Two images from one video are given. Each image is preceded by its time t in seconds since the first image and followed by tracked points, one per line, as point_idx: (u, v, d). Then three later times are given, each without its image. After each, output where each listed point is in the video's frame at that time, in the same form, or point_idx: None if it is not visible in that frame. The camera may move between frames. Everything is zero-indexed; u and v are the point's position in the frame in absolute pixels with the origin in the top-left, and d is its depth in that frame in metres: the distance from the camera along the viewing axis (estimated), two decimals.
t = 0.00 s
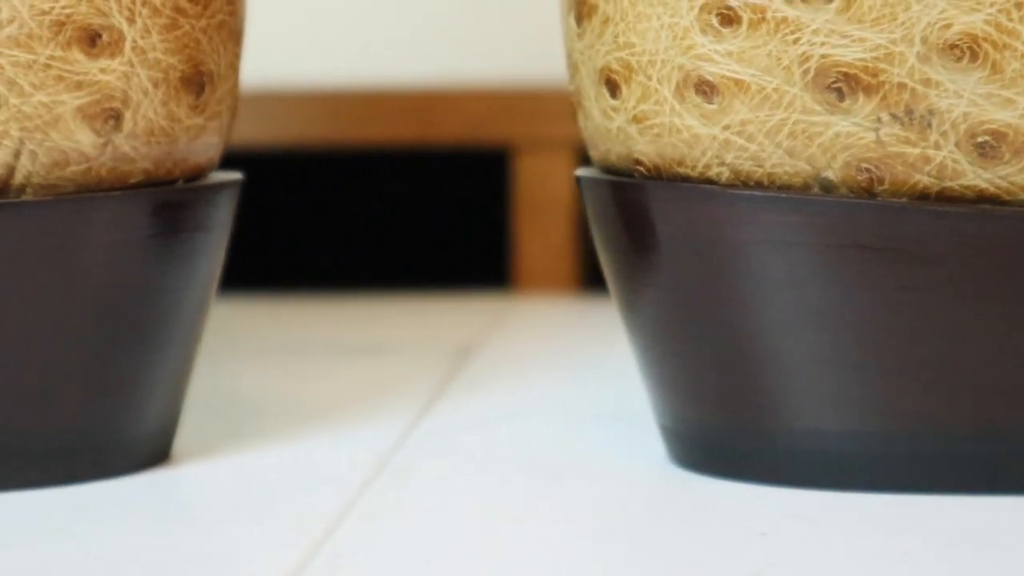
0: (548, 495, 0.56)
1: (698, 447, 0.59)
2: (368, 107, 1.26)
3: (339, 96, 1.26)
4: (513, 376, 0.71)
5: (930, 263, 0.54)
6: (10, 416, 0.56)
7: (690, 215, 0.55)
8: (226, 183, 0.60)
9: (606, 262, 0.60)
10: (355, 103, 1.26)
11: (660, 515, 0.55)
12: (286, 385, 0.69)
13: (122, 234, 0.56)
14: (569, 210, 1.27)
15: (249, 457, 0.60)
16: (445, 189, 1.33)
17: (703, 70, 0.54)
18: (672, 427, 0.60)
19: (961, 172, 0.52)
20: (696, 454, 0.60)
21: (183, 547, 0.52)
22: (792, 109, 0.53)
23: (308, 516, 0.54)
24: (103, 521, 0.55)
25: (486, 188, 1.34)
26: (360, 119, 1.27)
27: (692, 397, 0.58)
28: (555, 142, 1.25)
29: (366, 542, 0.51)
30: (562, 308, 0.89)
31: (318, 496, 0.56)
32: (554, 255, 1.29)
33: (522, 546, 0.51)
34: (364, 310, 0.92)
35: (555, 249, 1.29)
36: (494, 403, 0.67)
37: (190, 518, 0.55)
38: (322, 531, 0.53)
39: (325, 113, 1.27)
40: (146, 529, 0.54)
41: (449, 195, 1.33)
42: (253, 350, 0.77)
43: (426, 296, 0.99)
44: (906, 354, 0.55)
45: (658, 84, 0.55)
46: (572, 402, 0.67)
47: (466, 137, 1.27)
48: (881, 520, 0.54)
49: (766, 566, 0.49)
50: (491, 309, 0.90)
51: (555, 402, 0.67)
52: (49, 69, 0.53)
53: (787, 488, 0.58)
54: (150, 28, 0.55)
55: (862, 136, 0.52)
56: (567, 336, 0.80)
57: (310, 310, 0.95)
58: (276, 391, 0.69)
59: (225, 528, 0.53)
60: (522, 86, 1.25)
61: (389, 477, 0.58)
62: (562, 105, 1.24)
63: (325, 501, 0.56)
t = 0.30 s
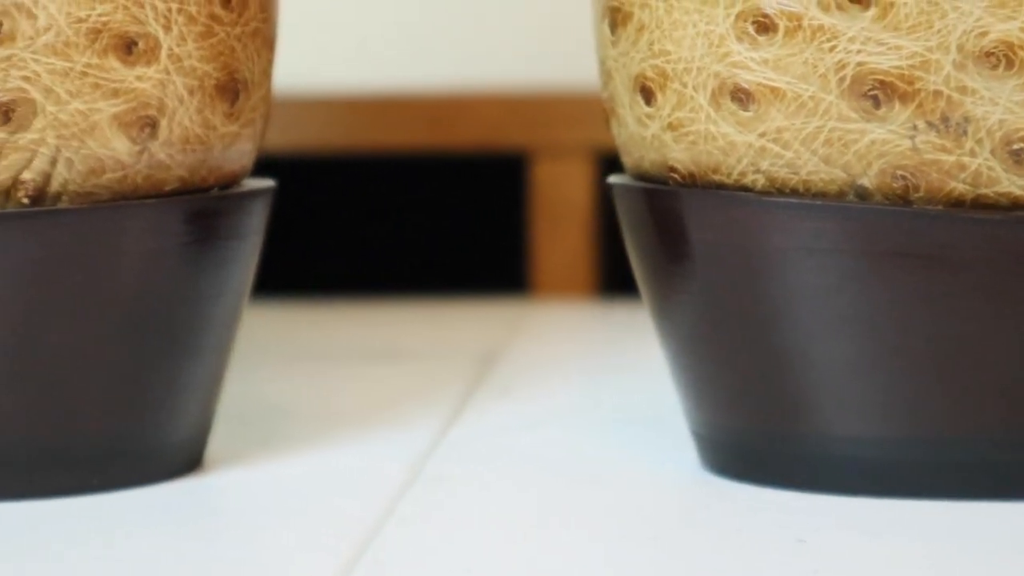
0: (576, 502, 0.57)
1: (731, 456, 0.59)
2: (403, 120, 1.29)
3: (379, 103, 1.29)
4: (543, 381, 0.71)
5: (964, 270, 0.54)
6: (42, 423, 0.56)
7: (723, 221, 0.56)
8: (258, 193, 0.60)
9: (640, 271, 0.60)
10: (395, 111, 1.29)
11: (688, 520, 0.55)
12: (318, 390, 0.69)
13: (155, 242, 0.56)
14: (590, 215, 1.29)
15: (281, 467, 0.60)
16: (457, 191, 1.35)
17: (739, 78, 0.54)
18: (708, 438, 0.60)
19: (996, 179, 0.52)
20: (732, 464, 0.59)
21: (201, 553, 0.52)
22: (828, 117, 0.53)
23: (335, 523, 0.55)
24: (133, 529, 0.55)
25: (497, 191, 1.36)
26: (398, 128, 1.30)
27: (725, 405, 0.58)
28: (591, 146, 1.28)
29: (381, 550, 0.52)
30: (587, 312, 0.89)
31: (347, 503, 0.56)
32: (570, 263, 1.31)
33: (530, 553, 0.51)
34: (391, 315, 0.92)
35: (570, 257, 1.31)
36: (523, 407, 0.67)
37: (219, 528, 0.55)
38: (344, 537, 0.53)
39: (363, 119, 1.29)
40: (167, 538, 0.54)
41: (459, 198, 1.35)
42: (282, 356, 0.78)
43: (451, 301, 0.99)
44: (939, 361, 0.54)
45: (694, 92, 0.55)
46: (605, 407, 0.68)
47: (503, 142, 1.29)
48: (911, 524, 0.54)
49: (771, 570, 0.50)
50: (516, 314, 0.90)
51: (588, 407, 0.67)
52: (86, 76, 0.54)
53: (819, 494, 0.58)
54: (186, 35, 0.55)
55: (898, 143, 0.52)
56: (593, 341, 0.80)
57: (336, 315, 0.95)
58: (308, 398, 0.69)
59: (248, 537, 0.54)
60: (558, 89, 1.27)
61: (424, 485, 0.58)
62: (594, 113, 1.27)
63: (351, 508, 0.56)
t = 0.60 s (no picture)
0: (603, 505, 0.57)
1: (767, 458, 0.59)
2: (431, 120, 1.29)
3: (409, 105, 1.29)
4: (570, 386, 0.71)
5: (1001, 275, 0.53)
6: (79, 424, 0.56)
7: (759, 224, 0.56)
8: (290, 195, 0.60)
9: (675, 274, 0.60)
10: (422, 113, 1.29)
11: (718, 523, 0.55)
12: (349, 391, 0.69)
13: (191, 244, 0.56)
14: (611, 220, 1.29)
15: (314, 468, 0.60)
16: (473, 192, 1.31)
17: (777, 82, 0.54)
18: (743, 439, 0.60)
19: None
20: (767, 466, 0.60)
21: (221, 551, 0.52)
22: (866, 121, 0.53)
23: (366, 525, 0.55)
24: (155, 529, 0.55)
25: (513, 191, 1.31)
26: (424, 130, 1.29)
27: (760, 407, 0.58)
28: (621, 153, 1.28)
29: (405, 552, 0.52)
30: (609, 315, 0.89)
31: (374, 505, 0.57)
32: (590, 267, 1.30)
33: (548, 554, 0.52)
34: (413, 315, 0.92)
35: (589, 262, 1.30)
36: (551, 411, 0.67)
37: (245, 528, 0.55)
38: (371, 539, 0.53)
39: (391, 121, 1.29)
40: (189, 538, 0.54)
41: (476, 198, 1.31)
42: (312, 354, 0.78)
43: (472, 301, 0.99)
44: (974, 365, 0.54)
45: (732, 96, 0.55)
46: (633, 411, 0.68)
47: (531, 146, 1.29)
48: (940, 527, 0.54)
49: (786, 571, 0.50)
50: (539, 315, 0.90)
51: (619, 410, 0.67)
52: (126, 79, 0.54)
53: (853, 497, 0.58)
54: (225, 38, 0.55)
55: (936, 148, 0.52)
56: (617, 344, 0.80)
57: (360, 315, 0.95)
58: (338, 400, 0.69)
59: (275, 538, 0.54)
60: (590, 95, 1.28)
61: (459, 486, 0.58)
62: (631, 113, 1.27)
63: (380, 510, 0.56)
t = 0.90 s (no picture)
0: (631, 505, 0.57)
1: (794, 459, 0.59)
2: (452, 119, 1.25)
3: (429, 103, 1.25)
4: (593, 388, 0.71)
5: None
6: (105, 423, 0.56)
7: (787, 226, 0.56)
8: (317, 195, 0.60)
9: (704, 275, 0.60)
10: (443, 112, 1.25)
11: (742, 525, 0.55)
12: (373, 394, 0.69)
13: (218, 243, 0.56)
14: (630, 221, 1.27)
15: (341, 470, 0.60)
16: (480, 193, 1.32)
17: (809, 84, 0.54)
18: (770, 440, 0.60)
19: None
20: (794, 468, 0.59)
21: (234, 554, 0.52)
22: (898, 123, 0.53)
23: (396, 525, 0.55)
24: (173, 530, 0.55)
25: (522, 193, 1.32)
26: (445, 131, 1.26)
27: (787, 408, 0.58)
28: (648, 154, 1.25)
29: (428, 554, 0.52)
30: (627, 319, 0.88)
31: (397, 508, 0.56)
32: (607, 270, 1.28)
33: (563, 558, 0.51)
34: (432, 315, 0.92)
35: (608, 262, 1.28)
36: (574, 413, 0.67)
37: (267, 529, 0.55)
38: (394, 540, 0.53)
39: (412, 122, 1.26)
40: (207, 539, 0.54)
41: (485, 199, 1.32)
42: (333, 355, 0.78)
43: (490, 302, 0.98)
44: (1002, 368, 0.54)
45: (763, 98, 0.55)
46: (657, 413, 0.67)
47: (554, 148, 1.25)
48: (967, 529, 0.54)
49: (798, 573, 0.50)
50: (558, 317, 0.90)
51: (643, 414, 0.67)
52: (157, 78, 0.54)
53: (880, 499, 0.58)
54: (256, 37, 0.55)
55: (968, 150, 0.52)
56: (638, 348, 0.79)
57: (379, 314, 0.95)
58: (362, 403, 0.69)
59: (297, 539, 0.54)
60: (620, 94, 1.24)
61: (488, 488, 0.58)
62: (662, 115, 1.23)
63: (403, 513, 0.56)
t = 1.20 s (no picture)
0: (652, 502, 0.57)
1: (814, 455, 0.59)
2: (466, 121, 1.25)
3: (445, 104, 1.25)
4: (606, 387, 0.71)
5: None
6: (123, 420, 0.56)
7: (807, 222, 0.56)
8: (336, 192, 0.60)
9: (724, 271, 0.60)
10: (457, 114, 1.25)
11: (764, 521, 0.55)
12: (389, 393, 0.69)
13: (238, 240, 0.56)
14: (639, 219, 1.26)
15: (360, 469, 0.60)
16: (487, 191, 1.34)
17: (832, 80, 0.54)
18: (789, 436, 0.60)
19: None
20: (815, 464, 0.59)
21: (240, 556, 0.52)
22: (921, 118, 0.52)
23: (418, 523, 0.55)
24: (186, 528, 0.55)
25: (531, 192, 1.33)
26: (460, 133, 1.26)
27: (808, 404, 0.58)
28: (662, 153, 1.25)
29: (453, 552, 0.52)
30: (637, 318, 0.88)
31: (413, 507, 0.56)
32: (614, 268, 1.27)
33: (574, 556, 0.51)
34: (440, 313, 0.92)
35: (616, 260, 1.27)
36: (586, 411, 0.67)
37: (281, 528, 0.55)
38: (413, 538, 0.53)
39: (426, 123, 1.26)
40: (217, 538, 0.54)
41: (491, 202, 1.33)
42: (347, 354, 0.78)
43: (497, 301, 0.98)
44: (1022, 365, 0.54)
45: (785, 93, 0.55)
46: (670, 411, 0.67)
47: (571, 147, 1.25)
48: (989, 526, 0.54)
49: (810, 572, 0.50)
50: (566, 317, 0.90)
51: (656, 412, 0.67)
52: (178, 74, 0.53)
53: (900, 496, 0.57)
54: (276, 34, 0.55)
55: (991, 146, 0.52)
56: (649, 347, 0.79)
57: (387, 313, 0.95)
58: (377, 402, 0.69)
59: (318, 537, 0.54)
60: (639, 95, 1.23)
61: (510, 486, 0.58)
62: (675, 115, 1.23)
63: (419, 511, 0.56)
